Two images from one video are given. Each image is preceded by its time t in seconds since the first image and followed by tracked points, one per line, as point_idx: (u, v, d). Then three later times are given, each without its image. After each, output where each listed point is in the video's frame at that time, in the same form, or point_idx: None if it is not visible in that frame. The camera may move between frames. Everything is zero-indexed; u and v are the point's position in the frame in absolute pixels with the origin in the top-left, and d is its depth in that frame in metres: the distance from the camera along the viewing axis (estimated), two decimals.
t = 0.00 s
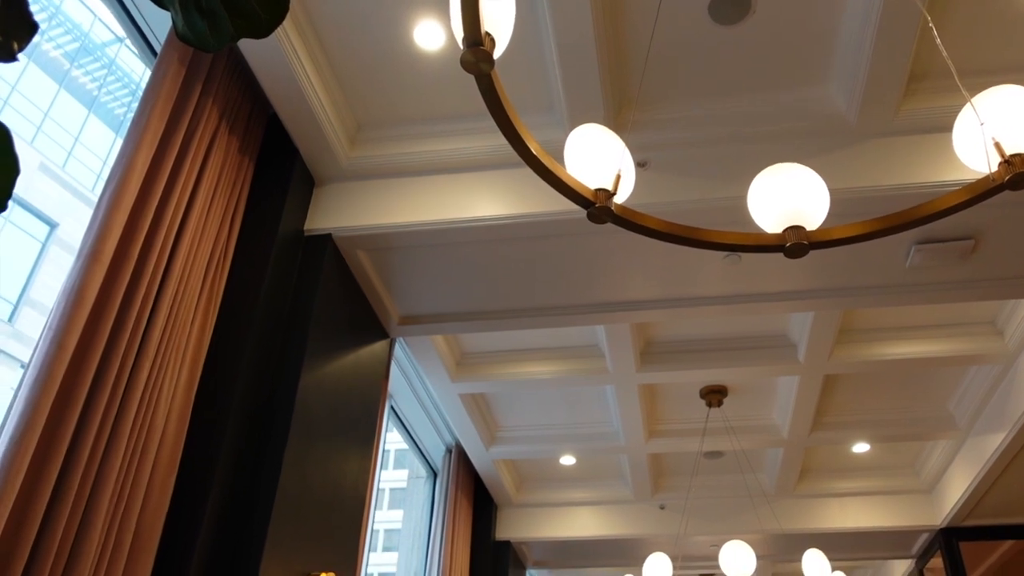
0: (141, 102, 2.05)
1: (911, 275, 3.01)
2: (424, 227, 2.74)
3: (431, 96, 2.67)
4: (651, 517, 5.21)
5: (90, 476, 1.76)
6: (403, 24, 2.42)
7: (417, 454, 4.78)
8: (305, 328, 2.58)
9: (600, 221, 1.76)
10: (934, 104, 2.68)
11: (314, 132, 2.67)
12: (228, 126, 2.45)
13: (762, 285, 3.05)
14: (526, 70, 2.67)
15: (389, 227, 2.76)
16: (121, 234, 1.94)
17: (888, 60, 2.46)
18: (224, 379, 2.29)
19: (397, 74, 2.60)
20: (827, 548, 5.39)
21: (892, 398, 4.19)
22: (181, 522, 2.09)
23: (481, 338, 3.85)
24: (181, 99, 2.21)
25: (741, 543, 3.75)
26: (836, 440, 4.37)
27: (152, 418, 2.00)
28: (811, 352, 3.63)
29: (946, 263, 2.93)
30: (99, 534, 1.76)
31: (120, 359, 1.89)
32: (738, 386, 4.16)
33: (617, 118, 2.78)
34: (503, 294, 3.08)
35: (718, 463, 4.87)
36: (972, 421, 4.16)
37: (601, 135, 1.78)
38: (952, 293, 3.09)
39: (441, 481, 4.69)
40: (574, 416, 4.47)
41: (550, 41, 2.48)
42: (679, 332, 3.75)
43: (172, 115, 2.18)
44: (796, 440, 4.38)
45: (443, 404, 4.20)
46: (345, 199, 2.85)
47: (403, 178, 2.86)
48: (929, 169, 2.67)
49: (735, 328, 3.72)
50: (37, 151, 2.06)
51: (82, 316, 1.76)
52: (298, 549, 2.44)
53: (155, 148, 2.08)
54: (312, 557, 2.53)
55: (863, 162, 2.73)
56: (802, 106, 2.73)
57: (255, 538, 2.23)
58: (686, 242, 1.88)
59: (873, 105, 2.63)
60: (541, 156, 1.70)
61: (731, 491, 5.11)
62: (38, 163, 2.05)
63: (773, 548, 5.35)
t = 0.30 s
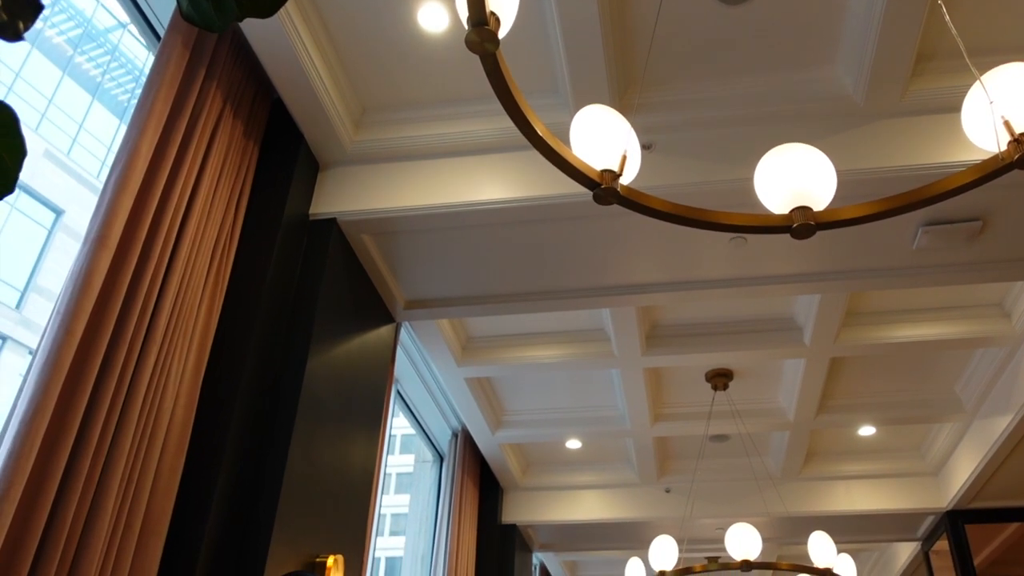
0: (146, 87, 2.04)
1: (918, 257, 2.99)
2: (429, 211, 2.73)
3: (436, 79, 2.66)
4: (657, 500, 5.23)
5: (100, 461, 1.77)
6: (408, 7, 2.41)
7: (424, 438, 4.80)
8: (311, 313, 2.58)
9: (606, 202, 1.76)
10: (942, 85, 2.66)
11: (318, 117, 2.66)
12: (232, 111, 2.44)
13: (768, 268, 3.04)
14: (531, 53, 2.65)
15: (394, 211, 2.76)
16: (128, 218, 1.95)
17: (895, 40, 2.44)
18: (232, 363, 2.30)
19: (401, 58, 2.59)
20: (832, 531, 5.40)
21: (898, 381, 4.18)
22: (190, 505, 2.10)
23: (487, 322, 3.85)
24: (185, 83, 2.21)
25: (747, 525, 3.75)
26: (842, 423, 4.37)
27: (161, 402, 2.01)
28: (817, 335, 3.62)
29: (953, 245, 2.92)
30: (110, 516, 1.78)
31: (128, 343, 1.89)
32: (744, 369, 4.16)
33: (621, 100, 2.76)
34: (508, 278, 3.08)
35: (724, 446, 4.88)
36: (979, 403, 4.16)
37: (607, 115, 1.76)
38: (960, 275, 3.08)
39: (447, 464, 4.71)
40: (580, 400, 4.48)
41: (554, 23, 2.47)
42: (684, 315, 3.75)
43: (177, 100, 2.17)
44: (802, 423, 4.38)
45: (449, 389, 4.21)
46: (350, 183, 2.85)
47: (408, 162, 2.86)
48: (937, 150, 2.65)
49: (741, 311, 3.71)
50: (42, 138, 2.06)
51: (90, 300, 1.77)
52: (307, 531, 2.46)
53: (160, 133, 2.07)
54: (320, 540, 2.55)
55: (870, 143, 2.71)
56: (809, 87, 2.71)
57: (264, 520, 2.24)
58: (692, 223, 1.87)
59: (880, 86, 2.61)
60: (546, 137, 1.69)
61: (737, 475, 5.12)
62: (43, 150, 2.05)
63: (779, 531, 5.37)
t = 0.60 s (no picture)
0: (147, 68, 2.03)
1: (923, 236, 2.98)
2: (432, 192, 2.72)
3: (438, 59, 2.64)
4: (661, 480, 5.25)
5: (107, 443, 1.78)
6: None
7: (429, 420, 4.82)
8: (314, 295, 2.58)
9: (610, 180, 1.75)
10: (948, 62, 2.64)
11: (320, 98, 2.65)
12: (234, 92, 2.43)
13: (772, 248, 3.03)
14: (533, 32, 2.63)
15: (397, 192, 2.75)
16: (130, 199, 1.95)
17: (902, 17, 2.42)
18: (236, 345, 2.30)
19: (403, 38, 2.57)
20: (836, 510, 5.42)
21: (903, 361, 4.18)
22: (197, 486, 2.12)
23: (491, 304, 3.86)
24: (186, 64, 2.20)
25: (751, 504, 3.76)
26: (846, 403, 4.37)
27: (166, 383, 2.02)
28: (822, 315, 3.62)
29: (959, 224, 2.90)
30: (118, 496, 1.79)
31: (133, 324, 1.90)
32: (749, 350, 4.15)
33: (624, 80, 2.74)
34: (512, 259, 3.07)
35: (728, 427, 4.89)
36: (984, 382, 4.15)
37: (611, 92, 1.75)
38: (965, 254, 3.06)
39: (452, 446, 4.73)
40: (584, 381, 4.49)
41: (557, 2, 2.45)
42: (688, 296, 3.75)
43: (178, 81, 2.16)
44: (806, 403, 4.38)
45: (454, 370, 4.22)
46: (352, 165, 2.84)
47: (410, 143, 2.84)
48: (943, 128, 2.63)
49: (746, 292, 3.70)
50: (44, 122, 2.05)
51: (94, 281, 1.77)
52: (313, 512, 2.47)
53: (161, 114, 2.07)
54: (327, 520, 2.56)
55: (875, 121, 2.69)
56: (814, 65, 2.69)
57: (270, 501, 2.26)
58: (696, 201, 1.86)
59: (886, 63, 2.59)
60: (550, 115, 1.68)
61: (741, 455, 5.14)
62: (45, 134, 2.05)
63: (783, 511, 5.39)
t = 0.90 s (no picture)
0: (146, 45, 2.02)
1: (928, 211, 2.96)
2: (434, 169, 2.71)
3: (438, 35, 2.62)
4: (665, 457, 5.27)
5: (112, 421, 1.79)
6: None
7: (433, 398, 4.83)
8: (317, 273, 2.59)
9: (613, 155, 1.74)
10: (954, 35, 2.61)
11: (321, 75, 2.63)
12: (234, 69, 2.42)
13: (776, 224, 3.01)
14: (534, 8, 2.61)
15: (400, 170, 2.74)
16: (133, 178, 1.94)
17: None
18: (241, 323, 2.31)
19: (403, 13, 2.55)
20: (840, 487, 5.44)
21: (907, 337, 4.17)
22: (203, 463, 2.13)
23: (494, 282, 3.85)
24: (185, 42, 2.18)
25: (754, 479, 3.78)
26: (850, 379, 4.37)
27: (171, 361, 2.02)
28: (826, 292, 3.61)
29: (964, 199, 2.88)
30: (125, 473, 1.80)
31: (137, 303, 1.90)
32: (752, 327, 4.15)
33: (627, 55, 2.72)
34: (514, 237, 3.07)
35: (732, 404, 4.90)
36: (988, 358, 4.15)
37: (613, 66, 1.74)
38: (970, 229, 3.04)
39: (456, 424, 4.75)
40: (588, 359, 4.49)
41: None
42: (692, 273, 3.74)
43: (177, 58, 2.15)
44: (810, 380, 4.39)
45: (457, 349, 4.23)
46: (354, 142, 2.82)
47: (411, 121, 2.83)
48: (948, 101, 2.61)
49: (750, 268, 3.69)
50: (44, 103, 2.03)
51: (97, 260, 1.78)
52: (318, 488, 2.48)
53: (161, 92, 2.06)
54: (332, 498, 2.58)
55: (880, 95, 2.67)
56: (818, 39, 2.67)
57: (276, 477, 2.28)
58: (700, 175, 1.85)
59: (891, 36, 2.57)
60: (552, 89, 1.67)
61: (745, 432, 5.15)
62: (45, 115, 2.03)
63: (786, 487, 5.41)
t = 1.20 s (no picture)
0: (144, 19, 2.00)
1: (933, 182, 2.94)
2: (436, 144, 2.70)
3: (439, 7, 2.60)
4: (668, 432, 5.29)
5: (118, 397, 1.80)
6: None
7: (437, 375, 4.85)
8: (320, 249, 2.58)
9: (616, 126, 1.72)
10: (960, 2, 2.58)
11: (320, 49, 2.61)
12: (233, 44, 2.40)
13: (780, 196, 2.99)
14: None
15: (401, 144, 2.72)
16: (133, 154, 1.94)
17: None
18: (244, 300, 2.31)
19: None
20: (843, 460, 5.46)
21: (911, 311, 4.17)
22: (208, 449, 2.13)
23: (497, 257, 3.85)
24: (182, 16, 2.16)
25: (758, 453, 3.79)
26: (854, 353, 4.37)
27: (176, 337, 2.03)
28: (830, 265, 3.60)
29: (970, 169, 2.86)
30: (131, 449, 1.81)
31: (140, 280, 1.90)
32: (756, 301, 4.15)
33: (629, 26, 2.70)
34: (517, 211, 3.05)
35: (735, 378, 4.91)
36: (992, 331, 4.14)
37: (615, 36, 1.71)
38: (976, 200, 3.02)
39: (460, 400, 4.77)
40: (591, 334, 4.50)
41: None
42: (695, 247, 3.73)
43: (176, 33, 2.13)
44: (813, 354, 4.39)
45: (460, 325, 4.23)
46: (354, 117, 2.81)
47: (412, 95, 2.81)
48: (954, 71, 2.58)
49: (753, 242, 3.68)
50: (43, 81, 2.00)
51: (100, 237, 1.77)
52: (323, 463, 2.49)
53: (160, 67, 2.04)
54: (337, 473, 2.59)
55: (885, 64, 2.64)
56: (822, 8, 2.64)
57: (280, 461, 2.28)
58: (704, 146, 1.83)
59: (897, 4, 2.54)
60: (554, 59, 1.65)
61: (749, 406, 5.16)
62: (45, 94, 2.00)
63: (790, 461, 5.43)
